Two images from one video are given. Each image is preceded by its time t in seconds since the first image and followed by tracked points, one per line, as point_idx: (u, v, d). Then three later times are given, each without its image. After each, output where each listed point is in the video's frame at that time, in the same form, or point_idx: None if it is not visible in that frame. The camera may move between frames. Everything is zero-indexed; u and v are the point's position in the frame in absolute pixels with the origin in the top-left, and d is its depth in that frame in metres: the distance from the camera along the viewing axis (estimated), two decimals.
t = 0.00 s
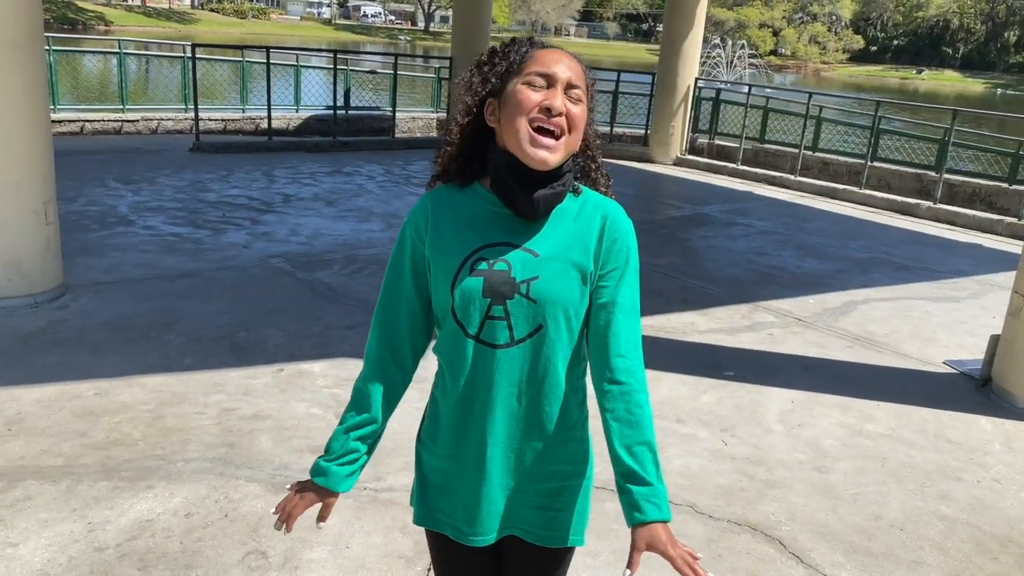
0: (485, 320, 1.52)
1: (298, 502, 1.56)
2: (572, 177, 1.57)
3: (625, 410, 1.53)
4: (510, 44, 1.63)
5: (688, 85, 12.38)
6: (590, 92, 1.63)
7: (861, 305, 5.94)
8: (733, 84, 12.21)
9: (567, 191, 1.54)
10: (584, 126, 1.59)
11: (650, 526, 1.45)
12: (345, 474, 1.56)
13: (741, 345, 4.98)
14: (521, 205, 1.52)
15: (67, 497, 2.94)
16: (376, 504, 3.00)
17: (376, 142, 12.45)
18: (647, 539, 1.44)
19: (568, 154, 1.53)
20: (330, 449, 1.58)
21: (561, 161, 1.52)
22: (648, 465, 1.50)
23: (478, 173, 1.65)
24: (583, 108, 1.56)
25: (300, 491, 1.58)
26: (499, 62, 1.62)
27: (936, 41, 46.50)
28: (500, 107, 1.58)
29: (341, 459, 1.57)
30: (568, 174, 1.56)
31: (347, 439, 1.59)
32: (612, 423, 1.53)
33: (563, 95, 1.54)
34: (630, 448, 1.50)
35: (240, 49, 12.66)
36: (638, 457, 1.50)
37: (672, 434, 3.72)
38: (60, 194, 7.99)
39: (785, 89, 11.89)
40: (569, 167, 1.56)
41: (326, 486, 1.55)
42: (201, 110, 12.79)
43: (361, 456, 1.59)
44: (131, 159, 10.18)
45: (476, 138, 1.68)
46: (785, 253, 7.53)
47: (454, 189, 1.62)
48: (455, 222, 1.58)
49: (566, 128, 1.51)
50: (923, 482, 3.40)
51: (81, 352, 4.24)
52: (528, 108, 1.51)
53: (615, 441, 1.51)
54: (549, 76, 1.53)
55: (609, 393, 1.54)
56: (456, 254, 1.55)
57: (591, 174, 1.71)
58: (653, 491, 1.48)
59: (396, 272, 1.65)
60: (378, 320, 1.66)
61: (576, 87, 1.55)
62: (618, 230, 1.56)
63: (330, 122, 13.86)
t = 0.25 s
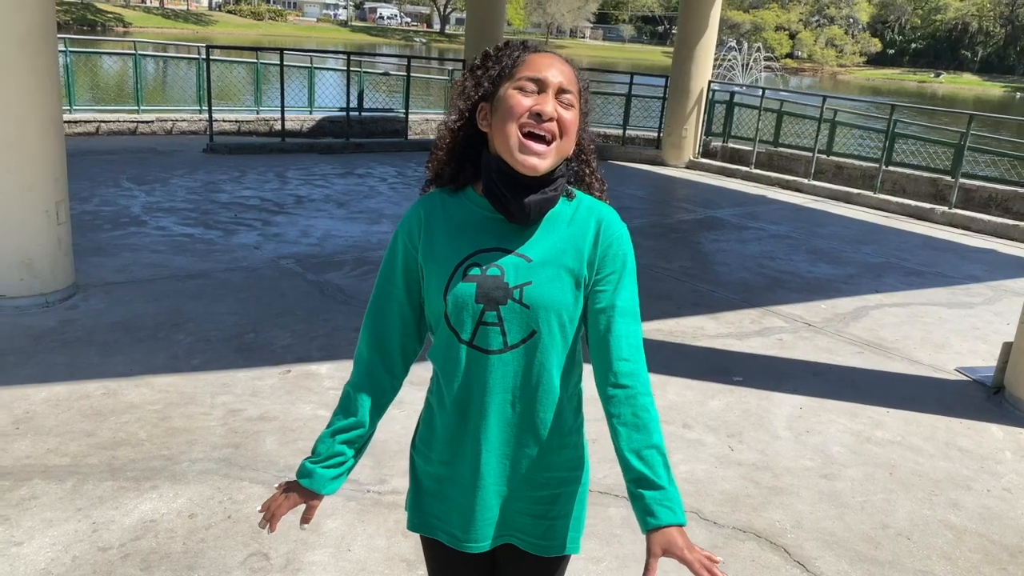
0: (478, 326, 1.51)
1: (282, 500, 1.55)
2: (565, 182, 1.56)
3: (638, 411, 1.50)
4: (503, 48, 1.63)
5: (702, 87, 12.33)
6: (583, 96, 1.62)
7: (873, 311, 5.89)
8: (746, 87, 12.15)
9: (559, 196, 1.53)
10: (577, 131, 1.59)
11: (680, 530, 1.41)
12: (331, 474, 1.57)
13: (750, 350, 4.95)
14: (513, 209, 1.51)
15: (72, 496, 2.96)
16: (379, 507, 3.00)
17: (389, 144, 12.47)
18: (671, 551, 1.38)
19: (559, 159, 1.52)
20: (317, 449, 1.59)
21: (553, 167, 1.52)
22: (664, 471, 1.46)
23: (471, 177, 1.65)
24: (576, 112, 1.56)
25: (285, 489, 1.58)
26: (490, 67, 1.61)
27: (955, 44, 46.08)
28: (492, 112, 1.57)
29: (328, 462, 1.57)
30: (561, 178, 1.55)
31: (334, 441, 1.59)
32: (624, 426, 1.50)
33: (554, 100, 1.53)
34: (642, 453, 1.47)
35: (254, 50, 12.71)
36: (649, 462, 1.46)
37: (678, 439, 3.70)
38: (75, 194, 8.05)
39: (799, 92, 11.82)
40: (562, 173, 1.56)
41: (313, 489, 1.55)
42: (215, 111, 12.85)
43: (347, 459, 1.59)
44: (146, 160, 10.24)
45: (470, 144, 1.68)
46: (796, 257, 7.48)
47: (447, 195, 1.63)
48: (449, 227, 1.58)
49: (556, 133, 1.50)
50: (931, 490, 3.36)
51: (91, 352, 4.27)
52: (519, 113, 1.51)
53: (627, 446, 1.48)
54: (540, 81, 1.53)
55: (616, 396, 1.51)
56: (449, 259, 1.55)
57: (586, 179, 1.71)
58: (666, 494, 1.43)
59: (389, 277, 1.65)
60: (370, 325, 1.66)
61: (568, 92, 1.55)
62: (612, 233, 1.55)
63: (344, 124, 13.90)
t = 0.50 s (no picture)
0: (468, 332, 1.51)
1: (300, 514, 1.59)
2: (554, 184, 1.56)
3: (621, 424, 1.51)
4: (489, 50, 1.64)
5: (715, 90, 12.27)
6: (569, 96, 1.62)
7: (884, 316, 5.84)
8: (759, 89, 12.09)
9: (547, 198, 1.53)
10: (563, 131, 1.58)
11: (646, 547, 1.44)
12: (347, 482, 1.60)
13: (759, 354, 4.91)
14: (502, 212, 1.50)
15: (77, 496, 2.97)
16: (381, 510, 3.00)
17: (400, 146, 12.49)
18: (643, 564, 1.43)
19: (540, 161, 1.52)
20: (327, 459, 1.60)
21: (535, 168, 1.52)
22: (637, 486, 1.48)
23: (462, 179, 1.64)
24: (558, 112, 1.56)
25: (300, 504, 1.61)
26: (472, 71, 1.63)
27: (972, 48, 45.68)
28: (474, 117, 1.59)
29: (332, 467, 1.59)
30: (549, 180, 1.54)
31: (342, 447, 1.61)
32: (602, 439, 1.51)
33: (534, 101, 1.54)
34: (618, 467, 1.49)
35: (268, 52, 12.77)
36: (624, 475, 1.48)
37: (684, 444, 3.68)
38: (88, 194, 8.10)
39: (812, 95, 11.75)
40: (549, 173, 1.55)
41: (329, 499, 1.58)
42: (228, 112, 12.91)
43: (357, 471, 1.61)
44: (159, 161, 10.30)
45: (460, 147, 1.68)
46: (808, 261, 7.43)
47: (440, 197, 1.62)
48: (442, 231, 1.57)
49: (534, 135, 1.51)
50: (939, 498, 3.32)
51: (99, 352, 4.29)
52: (498, 117, 1.52)
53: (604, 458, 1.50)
54: (519, 84, 1.55)
55: (601, 409, 1.52)
56: (442, 263, 1.55)
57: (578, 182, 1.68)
58: (639, 510, 1.46)
59: (384, 280, 1.65)
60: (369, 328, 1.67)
61: (550, 92, 1.55)
62: (604, 239, 1.54)
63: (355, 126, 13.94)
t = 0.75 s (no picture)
0: (463, 337, 1.54)
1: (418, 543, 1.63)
2: (543, 181, 1.58)
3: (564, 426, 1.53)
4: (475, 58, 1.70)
5: (727, 93, 12.22)
6: (550, 90, 1.64)
7: (895, 321, 5.79)
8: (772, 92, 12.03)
9: (534, 198, 1.55)
10: (545, 125, 1.61)
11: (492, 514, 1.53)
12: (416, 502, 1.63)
13: (768, 358, 4.88)
14: (491, 215, 1.54)
15: (81, 495, 2.98)
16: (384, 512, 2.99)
17: (412, 148, 12.49)
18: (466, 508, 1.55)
19: (516, 158, 1.56)
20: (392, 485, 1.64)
21: (512, 166, 1.56)
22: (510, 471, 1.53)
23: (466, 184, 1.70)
24: (533, 107, 1.59)
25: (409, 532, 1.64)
26: (459, 80, 1.70)
27: (991, 51, 45.23)
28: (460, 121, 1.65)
29: (392, 488, 1.64)
30: (536, 179, 1.57)
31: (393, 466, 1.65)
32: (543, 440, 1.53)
33: (505, 99, 1.58)
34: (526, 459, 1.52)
35: (280, 53, 12.80)
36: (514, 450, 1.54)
37: (690, 448, 3.65)
38: (101, 195, 8.15)
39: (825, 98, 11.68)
40: (534, 169, 1.58)
41: (414, 515, 1.63)
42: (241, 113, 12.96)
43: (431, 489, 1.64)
44: (171, 162, 10.35)
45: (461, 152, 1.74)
46: (819, 265, 7.38)
47: (443, 201, 1.67)
48: (443, 236, 1.62)
49: (506, 132, 1.54)
50: (948, 505, 3.28)
51: (107, 351, 4.31)
52: (470, 121, 1.57)
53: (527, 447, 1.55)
54: (489, 86, 1.59)
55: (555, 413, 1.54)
56: (440, 267, 1.59)
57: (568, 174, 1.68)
58: (508, 495, 1.51)
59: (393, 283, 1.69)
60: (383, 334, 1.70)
61: (520, 87, 1.58)
62: (597, 246, 1.56)
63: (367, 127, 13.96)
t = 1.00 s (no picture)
0: (462, 339, 1.53)
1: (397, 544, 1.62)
2: (544, 186, 1.57)
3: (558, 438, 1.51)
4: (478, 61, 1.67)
5: (740, 95, 12.14)
6: (553, 94, 1.62)
7: (907, 326, 5.74)
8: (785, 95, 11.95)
9: (536, 203, 1.55)
10: (546, 129, 1.59)
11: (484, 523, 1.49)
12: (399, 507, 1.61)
13: (777, 363, 4.84)
14: (491, 220, 1.53)
15: (86, 494, 2.99)
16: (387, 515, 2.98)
17: (423, 150, 12.50)
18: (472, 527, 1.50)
19: (518, 164, 1.54)
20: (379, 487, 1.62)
21: (513, 172, 1.55)
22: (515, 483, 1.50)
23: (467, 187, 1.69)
24: (536, 111, 1.56)
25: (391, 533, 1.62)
26: (461, 83, 1.68)
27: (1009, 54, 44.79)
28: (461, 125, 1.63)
29: (376, 489, 1.62)
30: (538, 183, 1.56)
31: (389, 472, 1.63)
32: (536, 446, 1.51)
33: (508, 104, 1.56)
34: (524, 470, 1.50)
35: (292, 55, 12.84)
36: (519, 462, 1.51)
37: (696, 453, 3.63)
38: (114, 195, 8.21)
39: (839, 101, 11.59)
40: (535, 174, 1.57)
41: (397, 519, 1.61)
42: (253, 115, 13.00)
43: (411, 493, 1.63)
44: (184, 163, 10.40)
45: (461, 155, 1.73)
46: (830, 269, 7.33)
47: (444, 204, 1.66)
48: (442, 239, 1.61)
49: (508, 138, 1.53)
50: (957, 513, 3.24)
51: (115, 351, 4.33)
52: (471, 125, 1.56)
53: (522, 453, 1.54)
54: (490, 90, 1.57)
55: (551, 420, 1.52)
56: (440, 270, 1.58)
57: (571, 179, 1.65)
58: (515, 504, 1.49)
59: (394, 284, 1.68)
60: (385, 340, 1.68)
61: (522, 92, 1.56)
62: (599, 250, 1.54)
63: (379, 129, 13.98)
